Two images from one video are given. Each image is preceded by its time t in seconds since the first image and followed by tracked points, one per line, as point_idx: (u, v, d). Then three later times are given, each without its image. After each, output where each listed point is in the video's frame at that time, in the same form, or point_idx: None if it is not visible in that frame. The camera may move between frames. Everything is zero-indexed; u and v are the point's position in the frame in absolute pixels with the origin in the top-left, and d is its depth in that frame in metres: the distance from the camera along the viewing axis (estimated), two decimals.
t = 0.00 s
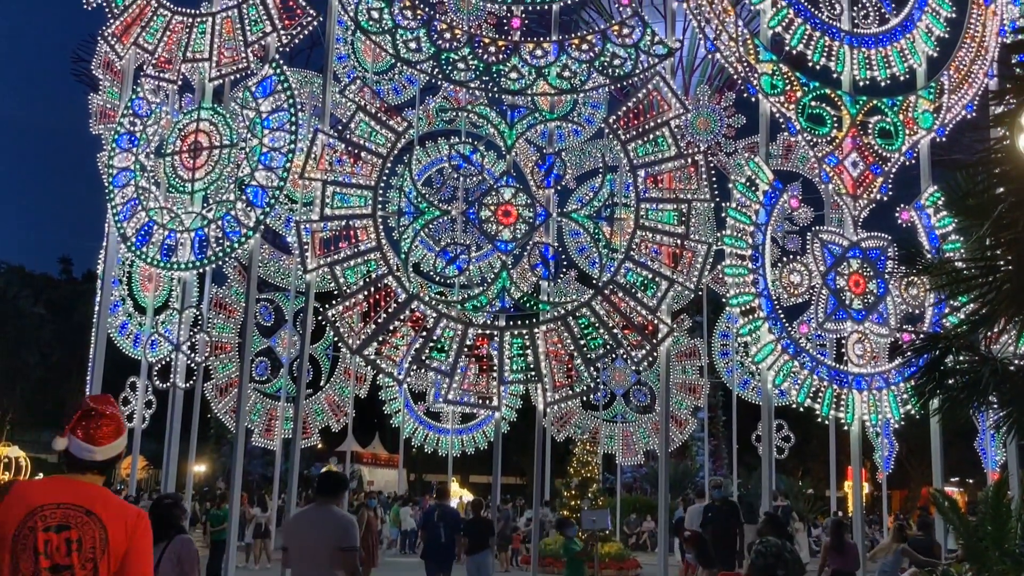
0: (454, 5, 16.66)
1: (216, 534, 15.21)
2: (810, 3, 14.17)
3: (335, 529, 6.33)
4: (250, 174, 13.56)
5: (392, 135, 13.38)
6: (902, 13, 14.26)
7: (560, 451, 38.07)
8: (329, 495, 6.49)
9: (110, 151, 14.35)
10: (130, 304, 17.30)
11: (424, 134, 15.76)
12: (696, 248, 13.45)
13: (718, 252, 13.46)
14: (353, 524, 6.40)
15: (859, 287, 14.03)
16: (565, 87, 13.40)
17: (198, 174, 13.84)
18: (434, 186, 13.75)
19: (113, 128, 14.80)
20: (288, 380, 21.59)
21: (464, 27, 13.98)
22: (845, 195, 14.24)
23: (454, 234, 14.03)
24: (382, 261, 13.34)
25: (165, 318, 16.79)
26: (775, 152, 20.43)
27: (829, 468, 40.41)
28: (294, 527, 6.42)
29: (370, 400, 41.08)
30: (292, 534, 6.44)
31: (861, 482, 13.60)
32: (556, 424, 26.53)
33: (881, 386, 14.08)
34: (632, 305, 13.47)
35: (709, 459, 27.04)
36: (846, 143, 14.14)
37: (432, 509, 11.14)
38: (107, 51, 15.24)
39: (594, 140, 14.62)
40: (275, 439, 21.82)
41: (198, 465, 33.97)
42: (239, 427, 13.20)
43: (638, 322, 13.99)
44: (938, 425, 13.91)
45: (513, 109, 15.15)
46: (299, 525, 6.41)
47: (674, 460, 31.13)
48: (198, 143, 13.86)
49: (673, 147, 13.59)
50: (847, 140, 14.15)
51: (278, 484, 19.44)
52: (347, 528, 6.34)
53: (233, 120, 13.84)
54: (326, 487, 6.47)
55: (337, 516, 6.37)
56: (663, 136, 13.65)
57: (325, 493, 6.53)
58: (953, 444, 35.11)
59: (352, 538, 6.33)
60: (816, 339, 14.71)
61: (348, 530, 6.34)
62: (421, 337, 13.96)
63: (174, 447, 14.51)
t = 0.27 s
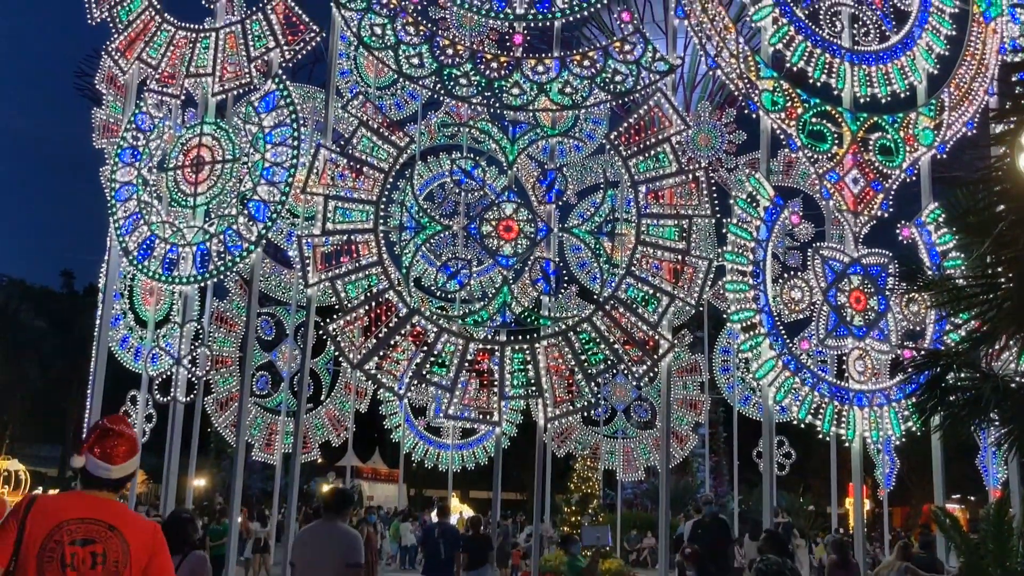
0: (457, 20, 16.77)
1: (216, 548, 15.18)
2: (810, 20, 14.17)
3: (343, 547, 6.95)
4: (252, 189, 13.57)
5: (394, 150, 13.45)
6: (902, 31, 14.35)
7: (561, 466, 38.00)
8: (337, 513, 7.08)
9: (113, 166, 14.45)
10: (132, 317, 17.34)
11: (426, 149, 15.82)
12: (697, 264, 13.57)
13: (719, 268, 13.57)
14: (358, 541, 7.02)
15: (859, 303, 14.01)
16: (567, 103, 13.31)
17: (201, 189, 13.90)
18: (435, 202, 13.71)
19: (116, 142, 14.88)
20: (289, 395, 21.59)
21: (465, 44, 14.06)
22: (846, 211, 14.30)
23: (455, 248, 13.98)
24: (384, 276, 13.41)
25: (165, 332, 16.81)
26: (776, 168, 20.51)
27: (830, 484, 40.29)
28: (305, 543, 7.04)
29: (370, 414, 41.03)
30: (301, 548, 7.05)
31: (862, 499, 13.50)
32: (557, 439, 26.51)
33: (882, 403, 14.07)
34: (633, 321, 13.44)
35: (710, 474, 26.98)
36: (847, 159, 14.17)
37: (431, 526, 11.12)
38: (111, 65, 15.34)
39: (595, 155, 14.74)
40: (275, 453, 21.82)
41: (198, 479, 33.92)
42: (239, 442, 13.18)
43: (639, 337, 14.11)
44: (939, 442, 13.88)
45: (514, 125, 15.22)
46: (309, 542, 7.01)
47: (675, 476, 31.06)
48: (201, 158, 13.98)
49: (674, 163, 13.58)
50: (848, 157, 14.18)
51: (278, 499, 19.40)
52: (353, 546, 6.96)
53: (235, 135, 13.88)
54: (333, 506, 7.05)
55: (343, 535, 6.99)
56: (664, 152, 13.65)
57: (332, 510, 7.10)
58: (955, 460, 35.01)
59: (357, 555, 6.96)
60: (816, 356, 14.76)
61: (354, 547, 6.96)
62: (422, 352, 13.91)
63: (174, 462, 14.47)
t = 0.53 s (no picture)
0: (460, 37, 16.84)
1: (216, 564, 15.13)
2: (812, 37, 14.28)
3: (347, 564, 6.92)
4: (255, 204, 13.61)
5: (398, 165, 13.55)
6: (903, 48, 14.35)
7: (562, 482, 37.89)
8: (340, 529, 7.05)
9: (117, 180, 14.54)
10: (133, 332, 17.28)
11: (428, 164, 15.86)
12: (699, 279, 13.62)
13: (720, 283, 13.62)
14: (361, 558, 6.99)
15: (861, 319, 14.05)
16: (569, 118, 13.44)
17: (204, 204, 13.96)
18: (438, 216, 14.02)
19: (120, 157, 14.94)
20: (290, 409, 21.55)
21: (469, 59, 14.10)
22: (848, 227, 14.33)
23: (458, 263, 14.02)
24: (386, 290, 13.40)
25: (168, 346, 16.81)
26: (778, 184, 20.54)
27: (833, 501, 40.13)
28: (308, 560, 7.00)
29: (371, 429, 40.97)
30: (303, 565, 7.02)
31: (865, 515, 13.54)
32: (558, 454, 26.45)
33: (885, 419, 13.91)
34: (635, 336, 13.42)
35: (712, 490, 26.86)
36: (849, 175, 14.19)
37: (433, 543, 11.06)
38: (115, 80, 15.43)
39: (598, 171, 14.87)
40: (276, 467, 21.78)
41: (198, 494, 33.83)
42: (240, 456, 13.13)
43: (641, 353, 14.19)
44: (943, 459, 13.76)
45: (517, 140, 15.25)
46: (312, 559, 6.98)
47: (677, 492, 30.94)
48: (204, 172, 14.02)
49: (677, 179, 13.62)
50: (850, 173, 14.19)
51: (279, 514, 19.35)
52: (356, 564, 6.94)
53: (239, 150, 13.97)
54: (336, 522, 7.02)
55: (346, 552, 6.96)
56: (667, 168, 13.70)
57: (336, 526, 7.08)
58: (957, 477, 34.86)
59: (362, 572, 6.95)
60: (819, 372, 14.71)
61: (358, 565, 6.94)
62: (424, 366, 13.92)
63: (174, 476, 14.43)
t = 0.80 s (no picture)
0: (461, 49, 16.90)
1: None
2: (812, 50, 14.29)
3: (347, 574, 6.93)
4: (255, 216, 13.63)
5: (399, 177, 13.58)
6: (903, 60, 14.46)
7: (563, 494, 37.79)
8: (341, 538, 7.07)
9: (118, 190, 14.47)
10: (133, 343, 17.24)
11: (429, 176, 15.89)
12: (699, 291, 13.60)
13: (721, 295, 13.62)
14: (362, 568, 7.00)
15: (862, 331, 14.03)
16: (570, 130, 13.52)
17: (205, 215, 13.97)
18: (438, 227, 14.10)
19: (121, 168, 14.96)
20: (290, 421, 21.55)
21: (469, 72, 14.13)
22: (848, 239, 14.34)
23: (458, 274, 14.09)
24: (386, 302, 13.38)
25: (168, 357, 16.78)
26: (778, 196, 20.58)
27: (834, 513, 40.01)
28: (309, 569, 7.01)
29: (371, 441, 40.90)
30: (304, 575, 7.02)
31: (866, 528, 13.48)
32: (559, 466, 26.40)
33: (886, 431, 13.86)
34: (635, 348, 13.50)
35: (713, 503, 26.78)
36: (849, 188, 14.21)
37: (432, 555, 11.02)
38: (116, 91, 15.48)
39: (597, 182, 15.12)
40: (276, 479, 21.73)
41: (197, 505, 33.73)
42: (239, 468, 13.10)
43: (642, 364, 14.20)
44: (944, 471, 13.73)
45: (517, 152, 15.27)
46: (314, 568, 6.98)
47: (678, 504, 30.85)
48: (205, 184, 14.00)
49: (677, 190, 13.61)
50: (850, 185, 14.22)
51: (278, 525, 19.29)
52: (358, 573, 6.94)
53: (240, 161, 13.99)
54: (337, 532, 7.04)
55: (345, 561, 6.96)
56: (667, 180, 13.70)
57: (337, 536, 7.09)
58: (959, 489, 34.76)
59: None
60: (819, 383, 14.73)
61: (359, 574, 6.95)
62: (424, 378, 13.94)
63: (173, 487, 14.40)
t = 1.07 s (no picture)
0: (460, 58, 16.95)
1: None
2: (810, 59, 14.34)
3: None
4: (254, 224, 13.68)
5: (397, 186, 13.55)
6: (900, 70, 14.45)
7: (561, 504, 37.70)
8: (344, 547, 7.11)
9: (116, 200, 14.48)
10: (132, 351, 17.22)
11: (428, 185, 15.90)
12: (698, 299, 13.55)
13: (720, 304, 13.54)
14: None
15: (861, 340, 14.03)
16: (568, 139, 13.41)
17: (204, 224, 13.97)
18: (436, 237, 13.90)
19: (120, 177, 14.97)
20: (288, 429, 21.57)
21: (468, 81, 14.15)
22: (846, 248, 14.29)
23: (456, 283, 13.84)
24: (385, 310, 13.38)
25: (166, 366, 16.76)
26: (776, 205, 20.62)
27: (833, 523, 39.91)
28: None
29: (369, 450, 40.81)
30: None
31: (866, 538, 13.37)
32: (557, 475, 26.35)
33: (885, 440, 13.87)
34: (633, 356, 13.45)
35: (712, 512, 26.71)
36: (847, 197, 14.21)
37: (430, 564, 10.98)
38: (115, 100, 15.50)
39: (596, 190, 14.92)
40: (273, 488, 21.68)
41: (195, 515, 33.64)
42: (237, 477, 13.05)
43: (640, 373, 14.15)
44: (943, 481, 13.68)
45: (516, 161, 15.29)
46: None
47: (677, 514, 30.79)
48: (204, 193, 14.01)
49: (675, 200, 13.68)
50: (848, 194, 14.22)
51: (276, 534, 19.23)
52: None
53: (238, 169, 14.01)
54: (341, 540, 7.08)
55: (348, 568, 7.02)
56: (666, 189, 13.81)
57: (340, 544, 7.13)
58: (958, 499, 34.68)
59: None
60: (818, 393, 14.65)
61: None
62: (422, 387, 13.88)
63: (171, 497, 14.37)
